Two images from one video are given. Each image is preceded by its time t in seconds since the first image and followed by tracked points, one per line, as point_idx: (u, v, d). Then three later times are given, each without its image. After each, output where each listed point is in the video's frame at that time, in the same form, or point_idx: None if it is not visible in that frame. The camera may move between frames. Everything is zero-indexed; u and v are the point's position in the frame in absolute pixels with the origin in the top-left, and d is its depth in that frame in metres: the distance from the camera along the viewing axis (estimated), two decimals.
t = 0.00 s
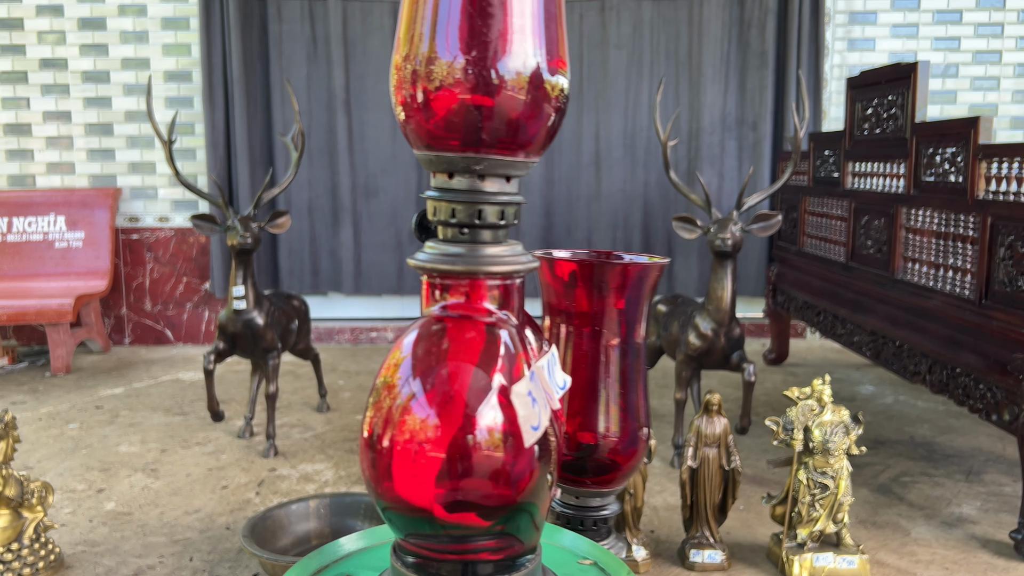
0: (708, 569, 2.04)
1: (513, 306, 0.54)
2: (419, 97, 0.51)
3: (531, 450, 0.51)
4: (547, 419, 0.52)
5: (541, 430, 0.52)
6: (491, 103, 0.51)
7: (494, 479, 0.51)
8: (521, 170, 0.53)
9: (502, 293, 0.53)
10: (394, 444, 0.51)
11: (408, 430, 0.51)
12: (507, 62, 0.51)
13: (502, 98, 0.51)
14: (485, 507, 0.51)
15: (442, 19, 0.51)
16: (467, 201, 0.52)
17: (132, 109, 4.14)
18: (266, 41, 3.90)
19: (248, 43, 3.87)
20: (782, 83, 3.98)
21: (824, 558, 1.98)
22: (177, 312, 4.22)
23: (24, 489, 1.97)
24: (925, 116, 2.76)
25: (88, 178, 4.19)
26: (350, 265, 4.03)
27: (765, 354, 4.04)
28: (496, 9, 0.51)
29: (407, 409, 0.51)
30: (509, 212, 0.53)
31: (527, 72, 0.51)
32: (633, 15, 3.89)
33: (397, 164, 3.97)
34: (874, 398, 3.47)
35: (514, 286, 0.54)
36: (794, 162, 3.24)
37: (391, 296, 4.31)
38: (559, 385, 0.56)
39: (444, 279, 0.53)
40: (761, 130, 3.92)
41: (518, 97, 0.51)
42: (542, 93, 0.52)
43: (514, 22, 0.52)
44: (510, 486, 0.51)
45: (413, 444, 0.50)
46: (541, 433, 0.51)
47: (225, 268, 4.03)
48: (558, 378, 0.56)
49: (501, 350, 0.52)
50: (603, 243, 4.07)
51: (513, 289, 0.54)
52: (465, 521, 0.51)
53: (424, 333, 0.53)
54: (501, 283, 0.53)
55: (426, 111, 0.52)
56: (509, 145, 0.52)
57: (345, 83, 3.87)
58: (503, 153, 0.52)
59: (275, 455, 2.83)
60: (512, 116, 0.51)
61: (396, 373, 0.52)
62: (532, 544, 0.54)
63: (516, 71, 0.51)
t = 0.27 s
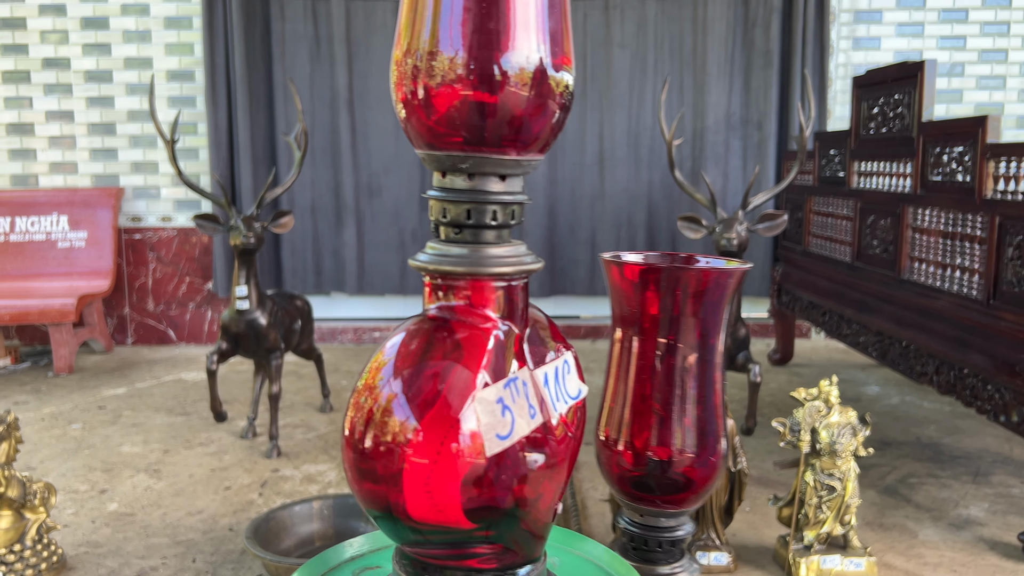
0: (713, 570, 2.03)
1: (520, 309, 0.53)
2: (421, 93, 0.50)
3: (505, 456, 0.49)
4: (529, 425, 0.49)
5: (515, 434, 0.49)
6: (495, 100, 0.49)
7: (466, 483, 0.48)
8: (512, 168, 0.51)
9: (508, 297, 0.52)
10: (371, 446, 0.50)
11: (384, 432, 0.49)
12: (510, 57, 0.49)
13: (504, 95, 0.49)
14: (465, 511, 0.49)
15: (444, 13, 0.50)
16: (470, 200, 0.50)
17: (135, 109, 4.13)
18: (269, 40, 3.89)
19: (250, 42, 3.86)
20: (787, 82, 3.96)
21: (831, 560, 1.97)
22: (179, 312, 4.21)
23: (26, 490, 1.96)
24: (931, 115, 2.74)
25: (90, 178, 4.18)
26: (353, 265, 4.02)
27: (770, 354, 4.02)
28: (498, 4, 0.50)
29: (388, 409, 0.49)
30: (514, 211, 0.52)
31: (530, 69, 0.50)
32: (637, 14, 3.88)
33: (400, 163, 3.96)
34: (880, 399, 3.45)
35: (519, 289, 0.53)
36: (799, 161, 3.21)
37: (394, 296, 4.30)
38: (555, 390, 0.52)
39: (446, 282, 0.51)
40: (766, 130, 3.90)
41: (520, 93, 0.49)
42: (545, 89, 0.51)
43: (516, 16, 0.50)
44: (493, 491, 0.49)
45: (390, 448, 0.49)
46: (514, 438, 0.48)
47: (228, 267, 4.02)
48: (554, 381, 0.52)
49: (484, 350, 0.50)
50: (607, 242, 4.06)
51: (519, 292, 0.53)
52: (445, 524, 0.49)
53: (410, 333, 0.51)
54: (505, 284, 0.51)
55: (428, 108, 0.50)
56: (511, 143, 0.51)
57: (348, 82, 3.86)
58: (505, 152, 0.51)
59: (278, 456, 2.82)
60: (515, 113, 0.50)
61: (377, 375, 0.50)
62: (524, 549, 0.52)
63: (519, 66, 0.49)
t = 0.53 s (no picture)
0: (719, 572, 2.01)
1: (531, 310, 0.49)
2: (424, 85, 0.46)
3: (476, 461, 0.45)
4: (511, 431, 0.45)
5: (487, 439, 0.44)
6: (501, 92, 0.45)
7: (440, 487, 0.45)
8: (504, 162, 0.47)
9: (516, 295, 0.48)
10: (355, 444, 0.47)
11: (366, 430, 0.46)
12: (517, 46, 0.45)
13: (512, 87, 0.45)
14: (452, 516, 0.46)
15: None
16: (472, 195, 0.47)
17: (137, 108, 4.12)
18: (271, 39, 3.88)
19: (253, 41, 3.85)
20: (792, 81, 3.94)
21: (838, 562, 1.95)
22: (182, 311, 4.20)
23: (27, 491, 1.95)
24: (938, 114, 2.72)
25: (93, 177, 4.17)
26: (355, 264, 4.01)
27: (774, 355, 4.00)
28: None
29: (374, 406, 0.46)
30: (521, 206, 0.49)
31: (539, 58, 0.46)
32: (641, 12, 3.86)
33: (403, 162, 3.94)
34: (885, 400, 3.43)
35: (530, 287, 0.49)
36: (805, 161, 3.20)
37: (397, 296, 4.29)
38: (556, 395, 0.47)
39: (451, 280, 0.49)
40: (771, 129, 3.89)
41: (529, 85, 0.46)
42: (555, 79, 0.47)
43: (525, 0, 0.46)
44: (484, 496, 0.45)
45: (374, 449, 0.46)
46: (486, 442, 0.44)
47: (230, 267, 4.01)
48: (557, 386, 0.47)
49: (476, 346, 0.46)
50: (610, 242, 4.05)
51: (528, 290, 0.49)
52: (428, 528, 0.47)
53: (404, 326, 0.48)
54: (513, 281, 0.48)
55: (432, 99, 0.46)
56: (518, 138, 0.47)
57: (351, 81, 3.85)
58: (511, 147, 0.47)
59: (280, 456, 2.81)
60: (523, 106, 0.46)
61: (364, 370, 0.47)
62: (518, 557, 0.49)
63: (527, 56, 0.45)
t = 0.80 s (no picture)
0: (721, 573, 1.99)
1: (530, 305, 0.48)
2: (414, 72, 0.44)
3: (435, 455, 0.43)
4: (475, 428, 0.43)
5: (443, 433, 0.43)
6: (495, 80, 0.43)
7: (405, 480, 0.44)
8: (481, 151, 0.45)
9: (511, 288, 0.47)
10: (335, 438, 0.46)
11: (340, 422, 0.46)
12: (509, 31, 0.43)
13: (505, 74, 0.43)
14: (434, 513, 0.45)
15: None
16: (468, 184, 0.45)
17: (138, 106, 4.11)
18: (273, 38, 3.87)
19: (254, 40, 3.84)
20: (795, 81, 3.93)
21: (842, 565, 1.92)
22: (183, 311, 4.20)
23: (26, 490, 1.94)
24: (942, 114, 2.71)
25: (94, 176, 4.16)
26: (357, 264, 4.00)
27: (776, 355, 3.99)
28: None
29: (353, 398, 0.45)
30: (518, 198, 0.47)
31: (533, 44, 0.43)
32: (643, 11, 3.85)
33: (404, 161, 3.93)
34: (888, 401, 3.41)
35: (527, 278, 0.48)
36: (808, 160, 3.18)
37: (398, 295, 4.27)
38: (540, 395, 0.45)
39: (447, 274, 0.47)
40: (773, 129, 3.88)
41: (522, 72, 0.43)
42: (550, 66, 0.44)
43: None
44: (468, 494, 0.44)
45: (352, 444, 0.45)
46: (442, 437, 0.43)
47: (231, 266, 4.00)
48: (542, 386, 0.45)
49: (460, 340, 0.45)
50: (612, 242, 4.03)
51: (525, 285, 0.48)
52: (408, 525, 0.46)
53: (389, 317, 0.47)
54: (508, 274, 0.47)
55: (423, 87, 0.44)
56: (512, 127, 0.45)
57: (353, 80, 3.84)
58: (502, 136, 0.45)
59: (281, 456, 2.80)
60: (517, 94, 0.44)
61: (343, 361, 0.46)
62: (504, 558, 0.47)
63: (520, 41, 0.43)
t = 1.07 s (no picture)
0: None
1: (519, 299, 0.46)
2: (399, 58, 0.42)
3: (415, 456, 0.41)
4: (434, 428, 0.41)
5: (397, 431, 0.41)
6: (483, 67, 0.41)
7: (366, 477, 0.43)
8: (451, 141, 0.43)
9: (503, 282, 0.45)
10: (313, 435, 0.44)
11: (310, 413, 0.44)
12: (496, 15, 0.41)
13: (493, 60, 0.41)
14: (417, 516, 0.43)
15: None
16: (455, 179, 0.44)
17: (137, 105, 4.09)
18: (272, 37, 3.85)
19: (253, 39, 3.83)
20: (797, 81, 3.91)
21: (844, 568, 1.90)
22: (181, 311, 4.18)
23: (21, 490, 1.93)
24: (944, 114, 2.69)
25: (93, 175, 4.15)
26: (356, 264, 3.98)
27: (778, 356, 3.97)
28: None
29: (332, 392, 0.43)
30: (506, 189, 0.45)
31: (522, 29, 0.42)
32: (644, 11, 3.84)
33: (403, 161, 3.92)
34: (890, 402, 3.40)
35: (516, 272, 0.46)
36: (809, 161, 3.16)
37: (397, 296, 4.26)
38: (518, 396, 0.42)
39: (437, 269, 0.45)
40: (775, 129, 3.86)
41: (510, 58, 0.42)
42: (538, 52, 0.42)
43: None
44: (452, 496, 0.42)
45: (331, 442, 0.43)
46: (396, 434, 0.41)
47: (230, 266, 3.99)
48: (518, 388, 0.42)
49: (443, 335, 0.43)
50: (613, 242, 4.02)
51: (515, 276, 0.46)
52: (391, 527, 0.44)
53: (372, 309, 0.45)
54: (498, 268, 0.45)
55: (408, 75, 0.42)
56: (501, 116, 0.43)
57: (352, 80, 3.82)
58: (488, 126, 0.43)
59: (278, 457, 2.78)
60: (505, 82, 0.42)
61: (323, 351, 0.44)
62: (492, 561, 0.45)
63: (508, 27, 0.41)
